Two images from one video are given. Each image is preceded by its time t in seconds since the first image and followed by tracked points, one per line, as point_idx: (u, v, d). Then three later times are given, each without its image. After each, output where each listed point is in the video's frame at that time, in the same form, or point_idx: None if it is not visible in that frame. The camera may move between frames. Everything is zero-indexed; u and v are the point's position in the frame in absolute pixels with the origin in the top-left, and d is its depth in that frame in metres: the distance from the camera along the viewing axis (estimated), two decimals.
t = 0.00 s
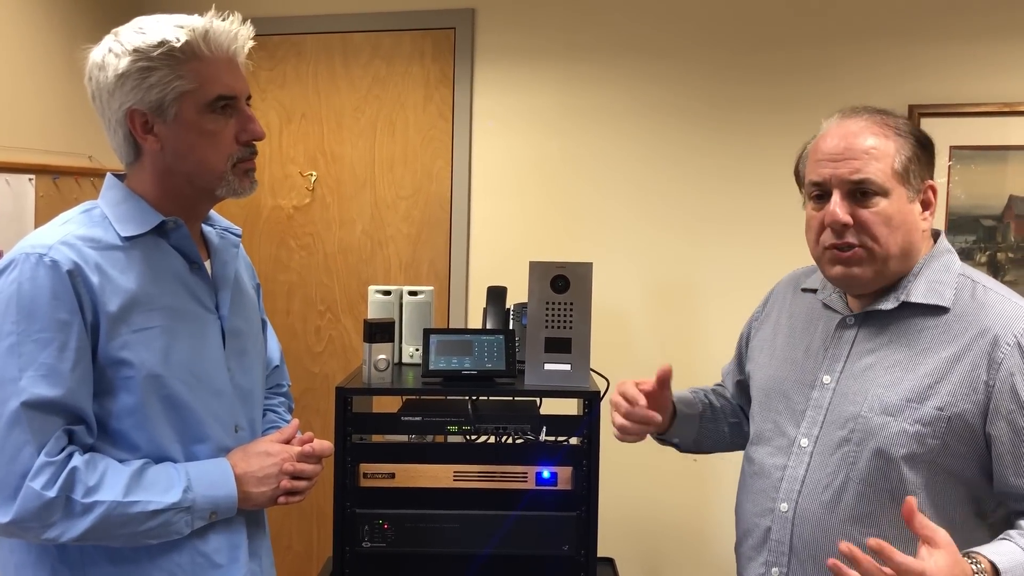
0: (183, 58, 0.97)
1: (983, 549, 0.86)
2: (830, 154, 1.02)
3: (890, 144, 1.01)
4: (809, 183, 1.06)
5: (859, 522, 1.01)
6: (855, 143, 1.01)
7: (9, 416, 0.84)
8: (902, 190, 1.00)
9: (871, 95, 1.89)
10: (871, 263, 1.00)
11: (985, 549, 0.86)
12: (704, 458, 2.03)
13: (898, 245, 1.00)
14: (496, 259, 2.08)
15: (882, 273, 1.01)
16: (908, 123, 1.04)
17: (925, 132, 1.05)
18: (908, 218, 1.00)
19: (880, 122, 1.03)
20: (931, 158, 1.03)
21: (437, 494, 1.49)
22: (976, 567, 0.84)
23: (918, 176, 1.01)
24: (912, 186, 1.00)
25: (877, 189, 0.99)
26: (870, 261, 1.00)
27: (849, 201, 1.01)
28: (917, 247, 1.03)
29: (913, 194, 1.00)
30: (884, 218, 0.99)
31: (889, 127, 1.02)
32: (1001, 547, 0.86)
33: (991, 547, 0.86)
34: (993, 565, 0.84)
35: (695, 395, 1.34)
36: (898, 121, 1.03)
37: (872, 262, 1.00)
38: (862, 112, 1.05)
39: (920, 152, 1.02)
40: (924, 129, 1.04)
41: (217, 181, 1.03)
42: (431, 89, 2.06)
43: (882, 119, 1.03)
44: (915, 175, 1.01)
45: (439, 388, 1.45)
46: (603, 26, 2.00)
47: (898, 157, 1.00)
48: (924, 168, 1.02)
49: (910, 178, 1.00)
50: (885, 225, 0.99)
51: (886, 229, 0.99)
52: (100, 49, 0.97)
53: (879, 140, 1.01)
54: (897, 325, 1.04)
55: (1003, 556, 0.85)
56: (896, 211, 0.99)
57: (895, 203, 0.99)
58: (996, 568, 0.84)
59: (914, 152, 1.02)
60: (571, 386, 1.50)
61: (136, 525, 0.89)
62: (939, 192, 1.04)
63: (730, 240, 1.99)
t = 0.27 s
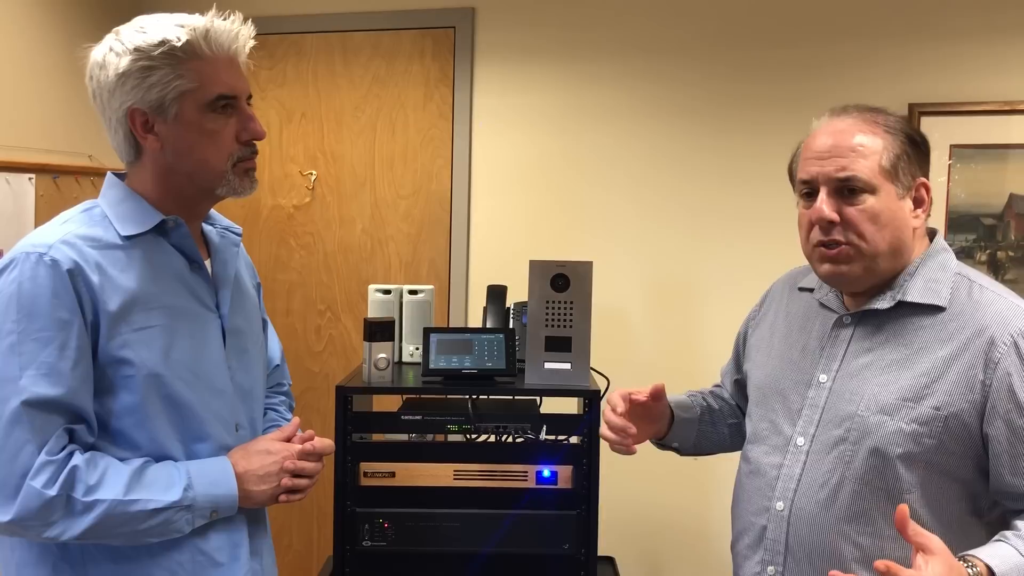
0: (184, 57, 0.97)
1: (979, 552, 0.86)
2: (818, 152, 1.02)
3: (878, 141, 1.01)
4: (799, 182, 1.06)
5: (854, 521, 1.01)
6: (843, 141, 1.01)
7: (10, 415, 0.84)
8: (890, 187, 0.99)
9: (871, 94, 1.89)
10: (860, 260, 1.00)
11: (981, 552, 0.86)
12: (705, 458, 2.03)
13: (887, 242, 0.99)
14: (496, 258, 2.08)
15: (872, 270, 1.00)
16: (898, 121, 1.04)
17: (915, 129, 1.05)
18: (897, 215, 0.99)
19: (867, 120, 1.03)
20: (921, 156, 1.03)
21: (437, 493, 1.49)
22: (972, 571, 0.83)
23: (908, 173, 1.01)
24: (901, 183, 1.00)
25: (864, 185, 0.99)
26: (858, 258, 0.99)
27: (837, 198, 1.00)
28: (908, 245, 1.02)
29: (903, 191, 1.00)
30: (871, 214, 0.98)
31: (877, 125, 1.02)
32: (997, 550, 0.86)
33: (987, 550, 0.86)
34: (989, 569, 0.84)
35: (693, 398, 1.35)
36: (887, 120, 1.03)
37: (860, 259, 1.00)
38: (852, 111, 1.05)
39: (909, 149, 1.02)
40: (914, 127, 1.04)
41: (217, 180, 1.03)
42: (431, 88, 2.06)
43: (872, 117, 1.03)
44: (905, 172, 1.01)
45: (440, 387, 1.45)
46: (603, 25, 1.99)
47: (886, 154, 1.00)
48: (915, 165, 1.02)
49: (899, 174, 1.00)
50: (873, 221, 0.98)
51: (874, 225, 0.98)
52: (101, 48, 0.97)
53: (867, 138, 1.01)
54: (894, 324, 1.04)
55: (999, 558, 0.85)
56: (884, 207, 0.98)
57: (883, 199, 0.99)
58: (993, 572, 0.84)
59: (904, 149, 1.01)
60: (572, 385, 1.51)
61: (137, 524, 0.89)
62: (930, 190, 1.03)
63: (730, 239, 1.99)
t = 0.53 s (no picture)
0: (182, 55, 0.97)
1: (984, 544, 0.85)
2: (812, 149, 1.03)
3: (872, 136, 1.01)
4: (795, 180, 1.06)
5: (850, 518, 1.01)
6: (836, 137, 1.02)
7: (10, 415, 0.84)
8: (887, 179, 0.99)
9: (872, 92, 1.89)
10: (862, 254, 0.99)
11: (986, 544, 0.85)
12: (705, 457, 2.03)
13: (887, 235, 0.99)
14: (496, 257, 2.08)
15: (874, 263, 1.00)
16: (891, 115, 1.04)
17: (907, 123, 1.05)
18: (895, 207, 0.99)
19: (859, 116, 1.03)
20: (915, 150, 1.03)
21: (438, 492, 1.50)
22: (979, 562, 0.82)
23: (903, 166, 1.01)
24: (898, 176, 1.00)
25: (861, 179, 0.99)
26: (860, 251, 0.99)
27: (835, 193, 1.00)
28: (907, 238, 1.02)
29: (900, 183, 1.00)
30: (870, 206, 0.98)
31: (869, 120, 1.03)
32: (1001, 542, 0.85)
33: (991, 542, 0.85)
34: (998, 562, 0.83)
35: (687, 395, 1.34)
36: (879, 115, 1.04)
37: (862, 252, 0.99)
38: (843, 109, 1.06)
39: (903, 143, 1.02)
40: (906, 121, 1.04)
41: (217, 178, 1.03)
42: (431, 87, 2.06)
43: (864, 113, 1.04)
44: (901, 165, 1.01)
45: (440, 386, 1.45)
46: (603, 24, 1.99)
47: (880, 148, 1.00)
48: (909, 159, 1.02)
49: (895, 167, 1.00)
50: (872, 214, 0.98)
51: (874, 218, 0.98)
52: (99, 49, 0.97)
53: (860, 133, 1.01)
54: (892, 321, 1.04)
55: (1004, 550, 0.84)
56: (882, 200, 0.98)
57: (881, 192, 0.98)
58: (999, 563, 0.83)
59: (898, 143, 1.02)
60: (572, 383, 1.50)
61: (138, 523, 0.89)
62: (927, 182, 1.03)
63: (730, 237, 1.99)
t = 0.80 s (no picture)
0: (181, 54, 0.97)
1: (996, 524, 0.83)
2: (794, 152, 1.04)
3: (852, 134, 1.01)
4: (782, 183, 1.07)
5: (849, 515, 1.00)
6: (814, 139, 1.02)
7: (10, 414, 0.84)
8: (870, 175, 0.99)
9: (873, 91, 1.89)
10: (850, 251, 0.99)
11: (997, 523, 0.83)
12: (706, 456, 2.02)
13: (873, 230, 0.98)
14: (496, 257, 2.08)
15: (863, 260, 0.99)
16: (872, 113, 1.04)
17: (890, 119, 1.04)
18: (880, 202, 0.98)
19: (840, 116, 1.04)
20: (899, 145, 1.02)
21: (440, 491, 1.48)
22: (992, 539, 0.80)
23: (887, 161, 1.00)
24: (881, 170, 0.99)
25: (841, 177, 0.99)
26: (847, 248, 0.99)
27: (817, 193, 1.01)
28: (897, 233, 1.01)
29: (884, 178, 0.99)
30: (852, 204, 0.98)
31: (849, 120, 1.03)
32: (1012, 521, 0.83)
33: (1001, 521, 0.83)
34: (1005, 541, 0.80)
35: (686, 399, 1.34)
36: (860, 114, 1.04)
37: (850, 250, 0.99)
38: (824, 110, 1.06)
39: (885, 139, 1.01)
40: (887, 118, 1.04)
41: (216, 177, 1.02)
42: (431, 85, 2.06)
43: (844, 113, 1.04)
44: (884, 160, 1.00)
45: (441, 385, 1.44)
46: (604, 22, 1.99)
47: (862, 146, 1.00)
48: (894, 154, 1.01)
49: (877, 163, 0.99)
50: (855, 211, 0.98)
51: (858, 214, 0.98)
52: (98, 47, 0.97)
53: (838, 133, 1.01)
54: (888, 319, 1.04)
55: (1015, 529, 0.82)
56: (865, 196, 0.98)
57: (864, 188, 0.98)
58: (1010, 540, 0.80)
59: (880, 139, 1.01)
60: (573, 382, 1.50)
61: (138, 522, 0.89)
62: (915, 175, 1.02)
63: (731, 236, 1.99)
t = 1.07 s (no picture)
0: (178, 53, 0.97)
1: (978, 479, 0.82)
2: (785, 153, 1.03)
3: (844, 134, 1.00)
4: (774, 184, 1.06)
5: (846, 514, 1.00)
6: (806, 141, 1.01)
7: (7, 413, 0.84)
8: (862, 177, 0.98)
9: (873, 90, 1.88)
10: (842, 255, 0.99)
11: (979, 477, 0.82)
12: (706, 456, 2.02)
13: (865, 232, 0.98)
14: (496, 256, 2.08)
15: (855, 261, 0.99)
16: (863, 112, 1.03)
17: (882, 119, 1.04)
18: (872, 203, 0.98)
19: (832, 117, 1.03)
20: (891, 145, 1.02)
21: (439, 491, 1.48)
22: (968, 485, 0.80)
23: (879, 162, 1.00)
24: (873, 172, 0.99)
25: (833, 179, 0.98)
26: (839, 250, 0.99)
27: (810, 195, 1.00)
28: (889, 234, 1.01)
29: (876, 180, 0.99)
30: (844, 206, 0.97)
31: (841, 120, 1.02)
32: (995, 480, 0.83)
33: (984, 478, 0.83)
34: (984, 488, 0.81)
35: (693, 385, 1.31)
36: (851, 114, 1.03)
37: (842, 251, 0.99)
38: (816, 111, 1.05)
39: (877, 139, 1.01)
40: (880, 118, 1.03)
41: (213, 176, 1.02)
42: (431, 85, 2.06)
43: (836, 113, 1.03)
44: (875, 161, 0.99)
45: (441, 385, 1.44)
46: (604, 22, 1.99)
47: (853, 147, 0.99)
48: (885, 154, 1.01)
49: (869, 164, 0.99)
50: (847, 213, 0.97)
51: (851, 218, 0.97)
52: (95, 46, 0.97)
53: (831, 134, 1.00)
54: (882, 318, 1.03)
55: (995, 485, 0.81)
56: (857, 198, 0.97)
57: (856, 190, 0.98)
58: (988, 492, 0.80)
59: (872, 139, 1.01)
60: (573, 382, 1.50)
61: (136, 521, 0.89)
62: (907, 175, 1.02)
63: (731, 236, 1.98)
